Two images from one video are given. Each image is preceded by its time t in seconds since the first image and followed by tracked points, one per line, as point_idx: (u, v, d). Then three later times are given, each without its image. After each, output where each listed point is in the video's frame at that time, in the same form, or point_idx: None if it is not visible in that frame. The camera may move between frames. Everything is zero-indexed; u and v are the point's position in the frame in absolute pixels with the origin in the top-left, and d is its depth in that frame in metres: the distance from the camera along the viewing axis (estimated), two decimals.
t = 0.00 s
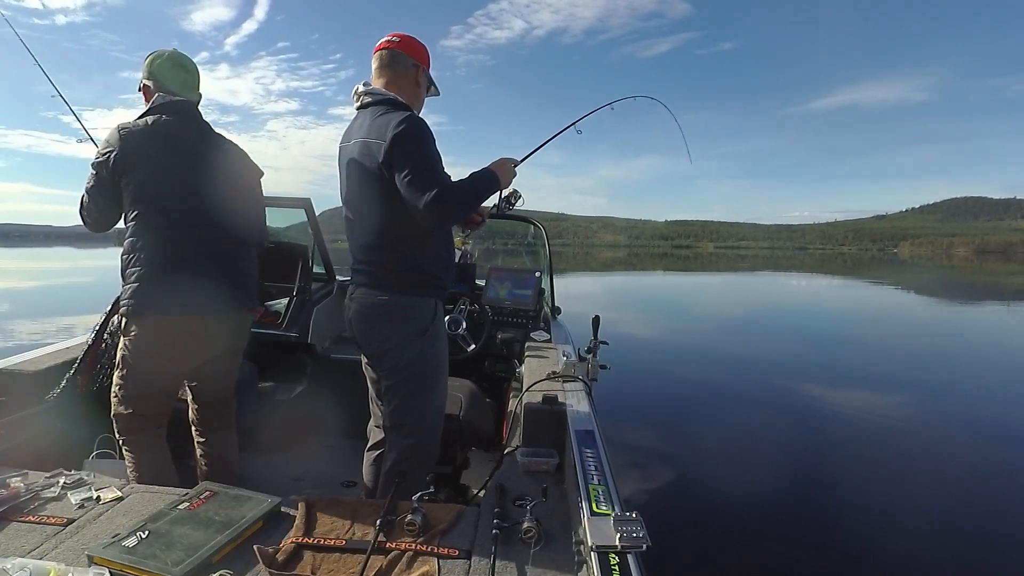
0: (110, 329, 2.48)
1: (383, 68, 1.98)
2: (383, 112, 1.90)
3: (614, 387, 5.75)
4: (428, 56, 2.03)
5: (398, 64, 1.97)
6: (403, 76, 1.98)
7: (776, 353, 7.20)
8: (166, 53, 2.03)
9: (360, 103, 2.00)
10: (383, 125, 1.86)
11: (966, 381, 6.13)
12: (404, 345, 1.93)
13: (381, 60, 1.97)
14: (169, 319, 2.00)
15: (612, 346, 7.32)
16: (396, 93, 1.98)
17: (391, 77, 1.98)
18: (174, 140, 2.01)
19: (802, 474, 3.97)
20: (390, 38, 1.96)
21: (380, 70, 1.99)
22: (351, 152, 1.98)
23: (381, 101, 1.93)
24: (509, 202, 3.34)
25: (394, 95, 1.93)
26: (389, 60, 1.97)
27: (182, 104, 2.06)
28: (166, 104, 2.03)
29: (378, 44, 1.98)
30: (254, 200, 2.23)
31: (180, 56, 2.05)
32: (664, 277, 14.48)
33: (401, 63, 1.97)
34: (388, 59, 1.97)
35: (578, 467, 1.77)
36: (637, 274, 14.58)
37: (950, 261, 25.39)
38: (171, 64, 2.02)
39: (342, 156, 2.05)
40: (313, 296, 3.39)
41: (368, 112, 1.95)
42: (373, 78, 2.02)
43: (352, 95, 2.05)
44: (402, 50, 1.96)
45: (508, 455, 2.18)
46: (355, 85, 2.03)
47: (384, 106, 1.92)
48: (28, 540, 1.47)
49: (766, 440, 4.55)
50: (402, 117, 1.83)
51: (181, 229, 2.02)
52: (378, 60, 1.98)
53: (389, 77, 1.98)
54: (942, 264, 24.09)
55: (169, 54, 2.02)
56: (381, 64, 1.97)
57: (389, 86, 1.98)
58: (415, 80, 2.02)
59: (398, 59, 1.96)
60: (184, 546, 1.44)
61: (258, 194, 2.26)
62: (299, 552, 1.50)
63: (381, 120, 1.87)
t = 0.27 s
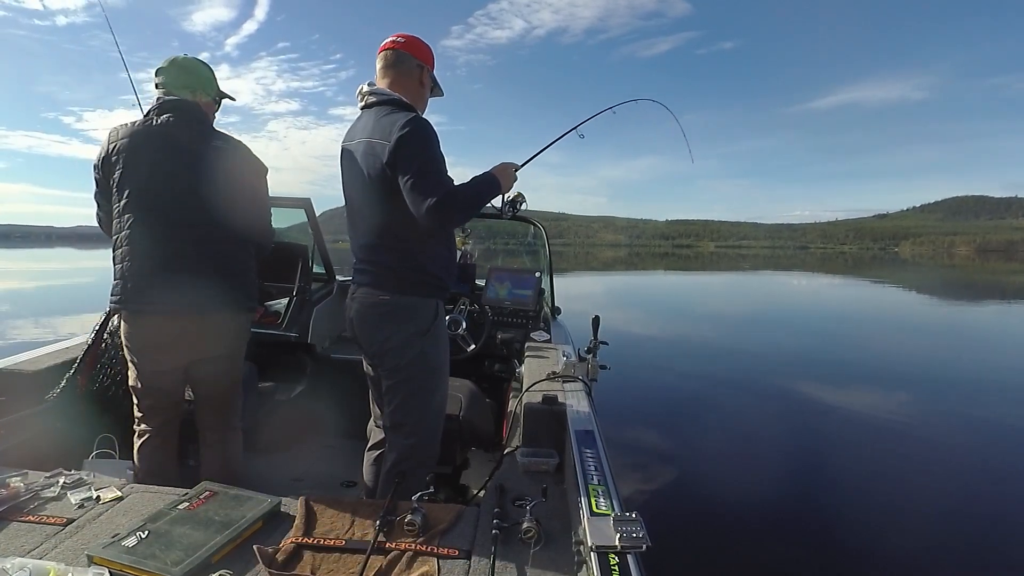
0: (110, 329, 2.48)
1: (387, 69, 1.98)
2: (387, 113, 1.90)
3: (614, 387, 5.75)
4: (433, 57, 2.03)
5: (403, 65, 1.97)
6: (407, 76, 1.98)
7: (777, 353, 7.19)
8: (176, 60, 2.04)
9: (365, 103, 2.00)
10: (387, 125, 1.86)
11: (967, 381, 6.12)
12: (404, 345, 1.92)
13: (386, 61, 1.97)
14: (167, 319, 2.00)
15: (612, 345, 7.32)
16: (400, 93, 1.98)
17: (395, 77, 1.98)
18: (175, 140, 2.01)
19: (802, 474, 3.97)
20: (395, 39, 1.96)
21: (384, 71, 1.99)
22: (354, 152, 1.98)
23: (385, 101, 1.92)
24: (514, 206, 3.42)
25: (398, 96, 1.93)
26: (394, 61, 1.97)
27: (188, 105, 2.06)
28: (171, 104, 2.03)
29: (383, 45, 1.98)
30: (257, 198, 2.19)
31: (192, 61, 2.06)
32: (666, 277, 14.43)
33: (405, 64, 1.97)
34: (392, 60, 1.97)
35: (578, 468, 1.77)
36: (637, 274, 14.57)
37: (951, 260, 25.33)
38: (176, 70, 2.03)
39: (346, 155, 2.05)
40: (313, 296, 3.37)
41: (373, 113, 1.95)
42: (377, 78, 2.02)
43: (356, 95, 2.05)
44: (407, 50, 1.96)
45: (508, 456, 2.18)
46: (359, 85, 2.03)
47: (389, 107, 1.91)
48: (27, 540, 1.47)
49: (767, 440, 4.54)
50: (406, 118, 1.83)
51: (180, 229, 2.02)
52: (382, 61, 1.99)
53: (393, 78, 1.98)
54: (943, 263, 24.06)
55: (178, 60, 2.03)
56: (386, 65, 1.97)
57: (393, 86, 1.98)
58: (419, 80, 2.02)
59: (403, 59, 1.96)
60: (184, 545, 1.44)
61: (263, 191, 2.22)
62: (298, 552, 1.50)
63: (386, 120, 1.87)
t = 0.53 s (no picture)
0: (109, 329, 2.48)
1: (390, 69, 1.98)
2: (390, 113, 1.90)
3: (615, 386, 5.74)
4: (436, 56, 2.03)
5: (406, 65, 1.97)
6: (410, 76, 1.98)
7: (778, 352, 7.18)
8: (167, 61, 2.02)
9: (368, 103, 2.00)
10: (390, 125, 1.86)
11: (968, 380, 6.10)
12: (404, 345, 1.92)
13: (389, 61, 1.97)
14: (159, 320, 2.00)
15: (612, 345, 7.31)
16: (404, 93, 1.98)
17: (399, 77, 1.98)
18: (164, 140, 1.99)
19: (803, 473, 3.97)
20: (398, 39, 1.96)
21: (387, 71, 1.99)
22: (357, 152, 1.98)
23: (389, 101, 1.93)
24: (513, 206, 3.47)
25: (401, 96, 1.93)
26: (397, 61, 1.97)
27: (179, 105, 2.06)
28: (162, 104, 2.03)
29: (386, 45, 1.98)
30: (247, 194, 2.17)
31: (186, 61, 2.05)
32: (667, 277, 14.41)
33: (408, 64, 1.97)
34: (396, 60, 1.97)
35: (578, 467, 1.77)
36: (638, 274, 14.55)
37: (953, 259, 25.27)
38: (168, 67, 2.02)
39: (348, 155, 2.05)
40: (313, 296, 3.35)
41: (376, 113, 1.95)
42: (380, 78, 2.02)
43: (360, 95, 2.05)
44: (411, 50, 1.96)
45: (509, 455, 2.18)
46: (363, 85, 2.03)
47: (392, 107, 1.92)
48: (28, 540, 1.47)
49: (767, 439, 4.54)
50: (409, 118, 1.83)
51: (170, 231, 2.01)
52: (385, 61, 1.99)
53: (397, 78, 1.98)
54: (944, 262, 24.02)
55: (168, 61, 2.02)
56: (389, 65, 1.97)
57: (397, 86, 1.98)
58: (423, 80, 2.02)
59: (406, 59, 1.96)
60: (184, 546, 1.44)
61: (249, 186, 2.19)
62: (299, 552, 1.50)
63: (389, 120, 1.87)
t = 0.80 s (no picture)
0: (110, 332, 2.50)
1: (393, 70, 1.98)
2: (395, 113, 1.90)
3: (615, 386, 5.74)
4: (440, 56, 2.03)
5: (410, 65, 1.97)
6: (415, 77, 1.98)
7: (778, 352, 7.17)
8: (165, 57, 2.05)
9: (372, 103, 2.00)
10: (395, 125, 1.86)
11: (969, 380, 6.10)
12: (405, 346, 1.92)
13: (392, 61, 1.98)
14: (155, 320, 1.99)
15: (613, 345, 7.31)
16: (408, 94, 1.98)
17: (402, 77, 1.98)
18: (157, 140, 1.99)
19: (804, 473, 3.96)
20: (402, 39, 1.96)
21: (391, 71, 1.99)
22: (361, 152, 1.98)
23: (393, 101, 1.93)
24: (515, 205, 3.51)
25: (405, 96, 1.93)
26: (401, 61, 1.97)
27: (170, 104, 2.06)
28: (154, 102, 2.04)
29: (390, 45, 1.98)
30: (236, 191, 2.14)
31: (182, 58, 2.07)
32: (667, 276, 14.40)
33: (412, 64, 1.97)
34: (399, 60, 1.97)
35: (580, 466, 1.77)
36: (639, 273, 14.54)
37: (954, 259, 25.25)
38: (165, 63, 2.04)
39: (352, 155, 2.05)
40: (313, 296, 3.36)
41: (380, 113, 1.95)
42: (384, 78, 2.02)
43: (363, 95, 2.05)
44: (414, 51, 1.96)
45: (510, 455, 2.18)
46: (367, 86, 2.03)
47: (396, 107, 1.92)
48: (30, 542, 1.47)
49: (769, 439, 4.53)
50: (414, 119, 1.83)
51: (160, 230, 2.00)
52: (389, 62, 1.99)
53: (400, 78, 1.98)
54: (945, 261, 23.99)
55: (166, 57, 2.04)
56: (393, 65, 1.97)
57: (400, 87, 1.98)
58: (426, 81, 2.01)
59: (410, 59, 1.96)
60: (187, 547, 1.44)
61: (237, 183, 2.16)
62: (301, 553, 1.50)
63: (394, 120, 1.87)
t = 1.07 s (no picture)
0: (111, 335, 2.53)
1: (397, 70, 1.98)
2: (399, 113, 1.90)
3: (616, 387, 5.73)
4: (443, 56, 2.02)
5: (413, 66, 1.97)
6: (419, 77, 1.98)
7: (779, 352, 7.17)
8: (178, 56, 2.04)
9: (376, 103, 2.00)
10: (399, 124, 1.86)
11: (969, 380, 6.10)
12: (407, 346, 1.92)
13: (396, 62, 1.98)
14: (157, 322, 2.00)
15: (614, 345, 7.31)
16: (412, 94, 1.98)
17: (405, 78, 1.98)
18: (165, 143, 2.01)
19: (804, 474, 3.96)
20: (406, 40, 1.96)
21: (394, 72, 1.99)
22: (365, 151, 1.98)
23: (398, 101, 1.93)
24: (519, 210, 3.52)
25: (410, 96, 1.93)
26: (405, 62, 1.97)
27: (179, 105, 2.07)
28: (165, 105, 2.05)
29: (394, 46, 1.98)
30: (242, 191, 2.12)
31: (195, 60, 2.06)
32: (668, 277, 14.39)
33: (416, 65, 1.97)
34: (402, 61, 1.97)
35: (582, 465, 1.77)
36: (639, 274, 14.54)
37: (954, 259, 25.23)
38: (175, 64, 2.03)
39: (356, 154, 2.05)
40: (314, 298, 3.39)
41: (384, 112, 1.96)
42: (388, 79, 2.02)
43: (368, 95, 2.05)
44: (417, 52, 1.96)
45: (511, 454, 2.18)
46: (371, 86, 2.04)
47: (400, 107, 1.92)
48: (33, 546, 1.47)
49: (769, 439, 4.53)
50: (419, 118, 1.83)
51: (161, 233, 2.01)
52: (393, 63, 1.99)
53: (404, 79, 1.98)
54: (946, 261, 23.98)
55: (178, 59, 2.03)
56: (396, 66, 1.98)
57: (404, 88, 1.98)
58: (430, 81, 2.01)
59: (413, 60, 1.97)
60: (189, 549, 1.44)
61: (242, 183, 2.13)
62: (304, 554, 1.50)
63: (398, 119, 1.88)
